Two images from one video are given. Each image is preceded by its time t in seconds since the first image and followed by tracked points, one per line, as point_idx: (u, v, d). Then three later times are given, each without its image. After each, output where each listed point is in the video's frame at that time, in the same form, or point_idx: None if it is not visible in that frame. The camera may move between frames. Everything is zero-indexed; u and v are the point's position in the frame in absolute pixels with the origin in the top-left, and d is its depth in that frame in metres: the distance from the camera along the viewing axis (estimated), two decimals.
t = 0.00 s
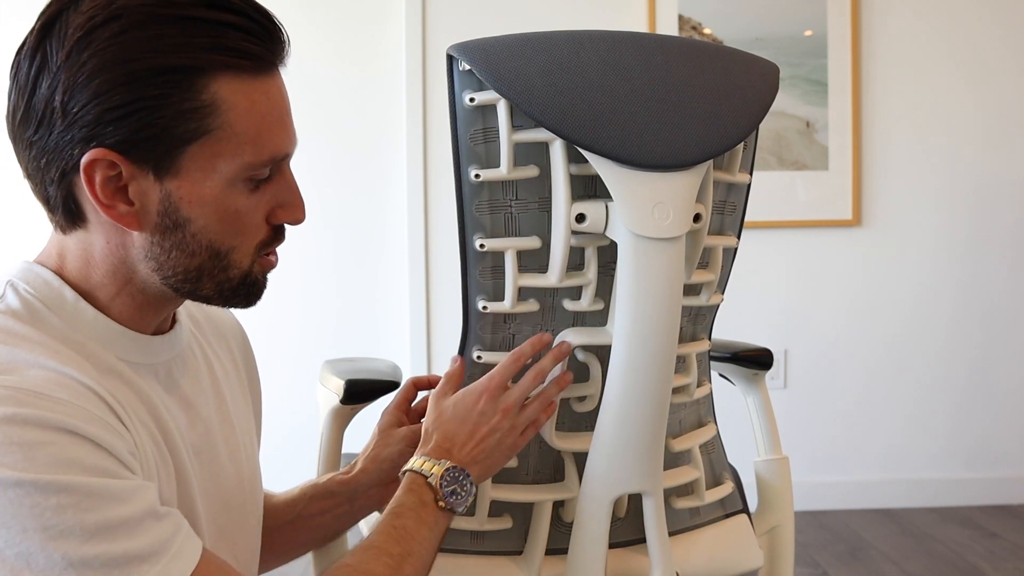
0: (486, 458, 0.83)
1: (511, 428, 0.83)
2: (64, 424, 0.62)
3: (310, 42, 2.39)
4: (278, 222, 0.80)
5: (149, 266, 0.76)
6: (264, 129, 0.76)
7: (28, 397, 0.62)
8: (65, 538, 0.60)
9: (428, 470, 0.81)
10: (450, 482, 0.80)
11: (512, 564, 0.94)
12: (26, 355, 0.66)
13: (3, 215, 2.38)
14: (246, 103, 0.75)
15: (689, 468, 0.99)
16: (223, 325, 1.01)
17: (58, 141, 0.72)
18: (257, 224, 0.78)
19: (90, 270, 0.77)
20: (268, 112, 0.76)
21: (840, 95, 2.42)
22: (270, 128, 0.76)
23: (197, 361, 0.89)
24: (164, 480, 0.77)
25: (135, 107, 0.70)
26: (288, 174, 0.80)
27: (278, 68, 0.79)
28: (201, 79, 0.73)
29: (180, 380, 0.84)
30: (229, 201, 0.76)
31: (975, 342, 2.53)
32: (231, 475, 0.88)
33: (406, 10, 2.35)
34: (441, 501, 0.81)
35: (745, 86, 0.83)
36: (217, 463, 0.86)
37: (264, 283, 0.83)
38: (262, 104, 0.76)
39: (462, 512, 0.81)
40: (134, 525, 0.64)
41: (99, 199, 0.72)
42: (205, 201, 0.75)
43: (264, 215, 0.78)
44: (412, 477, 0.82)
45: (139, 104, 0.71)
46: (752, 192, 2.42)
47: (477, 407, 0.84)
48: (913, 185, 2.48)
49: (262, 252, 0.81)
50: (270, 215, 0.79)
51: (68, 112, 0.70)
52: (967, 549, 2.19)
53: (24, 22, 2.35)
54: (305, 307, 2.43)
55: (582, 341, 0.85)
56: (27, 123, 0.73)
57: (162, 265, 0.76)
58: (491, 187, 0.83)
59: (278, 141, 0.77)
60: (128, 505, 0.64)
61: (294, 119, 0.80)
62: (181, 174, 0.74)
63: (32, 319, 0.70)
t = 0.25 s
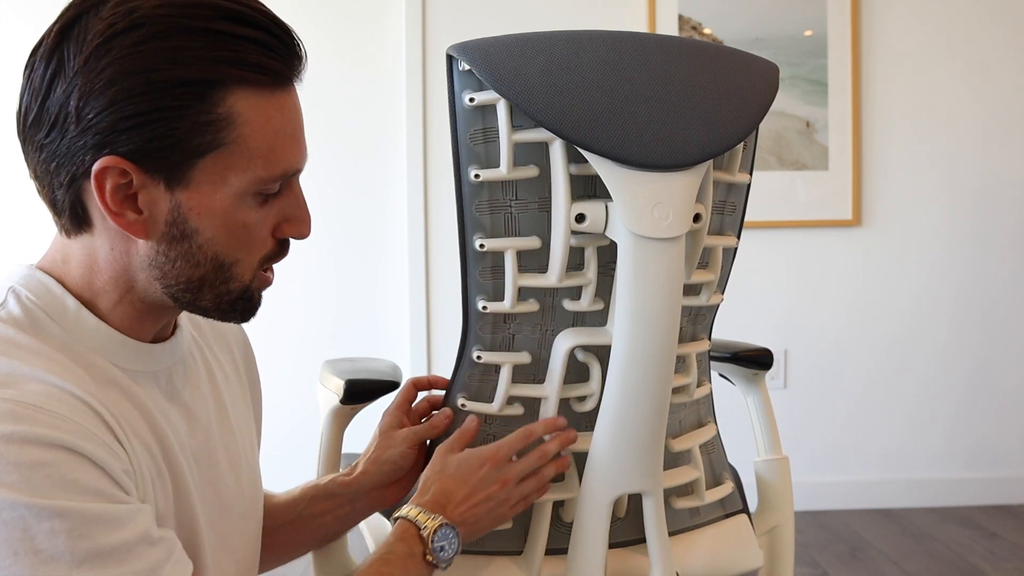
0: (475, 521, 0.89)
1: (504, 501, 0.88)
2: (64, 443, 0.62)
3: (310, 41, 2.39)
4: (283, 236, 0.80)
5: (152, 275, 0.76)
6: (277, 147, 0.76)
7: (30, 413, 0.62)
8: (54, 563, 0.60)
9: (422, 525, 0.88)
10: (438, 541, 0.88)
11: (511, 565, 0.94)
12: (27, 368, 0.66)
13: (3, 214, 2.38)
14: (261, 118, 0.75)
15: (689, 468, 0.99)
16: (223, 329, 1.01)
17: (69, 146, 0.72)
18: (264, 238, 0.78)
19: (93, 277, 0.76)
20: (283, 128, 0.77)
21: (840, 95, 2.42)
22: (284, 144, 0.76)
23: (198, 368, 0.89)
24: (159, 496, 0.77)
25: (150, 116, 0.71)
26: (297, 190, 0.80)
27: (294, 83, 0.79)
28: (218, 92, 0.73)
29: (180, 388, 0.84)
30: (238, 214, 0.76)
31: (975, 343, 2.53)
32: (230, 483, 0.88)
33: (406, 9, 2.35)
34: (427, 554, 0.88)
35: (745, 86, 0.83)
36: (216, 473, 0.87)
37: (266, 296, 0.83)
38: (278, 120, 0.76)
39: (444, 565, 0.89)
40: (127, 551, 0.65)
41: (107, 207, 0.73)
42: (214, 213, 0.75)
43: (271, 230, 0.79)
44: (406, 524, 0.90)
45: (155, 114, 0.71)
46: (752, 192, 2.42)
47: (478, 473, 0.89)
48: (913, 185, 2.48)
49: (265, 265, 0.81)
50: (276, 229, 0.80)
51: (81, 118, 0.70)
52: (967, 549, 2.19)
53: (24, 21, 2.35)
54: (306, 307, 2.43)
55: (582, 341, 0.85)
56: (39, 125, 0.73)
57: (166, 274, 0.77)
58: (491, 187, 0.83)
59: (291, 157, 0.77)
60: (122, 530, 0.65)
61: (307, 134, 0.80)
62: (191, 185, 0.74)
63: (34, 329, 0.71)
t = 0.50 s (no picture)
0: None
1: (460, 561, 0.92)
2: (55, 464, 0.62)
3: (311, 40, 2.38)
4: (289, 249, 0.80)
5: (156, 281, 0.76)
6: (290, 160, 0.76)
7: (23, 430, 0.62)
8: None
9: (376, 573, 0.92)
10: None
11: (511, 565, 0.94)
12: (20, 383, 0.66)
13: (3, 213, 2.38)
14: (275, 130, 0.75)
15: (689, 468, 0.99)
16: (227, 334, 1.02)
17: (80, 148, 0.72)
18: (270, 250, 0.78)
19: (98, 282, 0.76)
20: (296, 141, 0.77)
21: (840, 95, 2.42)
22: (296, 157, 0.76)
23: (199, 377, 0.89)
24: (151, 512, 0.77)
25: (163, 122, 0.71)
26: (307, 203, 0.80)
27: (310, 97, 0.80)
28: (234, 103, 0.73)
29: (180, 399, 0.84)
30: (245, 225, 0.76)
31: (975, 342, 2.53)
32: (228, 493, 0.88)
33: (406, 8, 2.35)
34: None
35: (745, 85, 0.83)
36: (214, 484, 0.86)
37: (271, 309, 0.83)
38: (292, 133, 0.76)
39: None
40: None
41: (114, 210, 0.72)
42: (221, 223, 0.75)
43: (277, 243, 0.79)
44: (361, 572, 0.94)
45: (168, 120, 0.71)
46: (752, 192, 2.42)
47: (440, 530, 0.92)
48: (912, 185, 2.47)
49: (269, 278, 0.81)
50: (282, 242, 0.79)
51: (95, 120, 0.70)
52: (967, 549, 2.19)
53: (24, 20, 2.35)
54: (306, 305, 2.43)
55: (581, 341, 0.85)
56: (51, 125, 0.73)
57: (170, 281, 0.76)
58: (491, 187, 0.83)
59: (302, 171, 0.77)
60: (105, 560, 0.64)
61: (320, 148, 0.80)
62: (200, 193, 0.74)
63: (35, 338, 0.71)
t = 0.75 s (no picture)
0: None
1: None
2: (52, 473, 0.62)
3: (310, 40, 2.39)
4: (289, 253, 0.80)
5: (158, 282, 0.76)
6: (294, 163, 0.76)
7: (21, 438, 0.62)
8: None
9: None
10: None
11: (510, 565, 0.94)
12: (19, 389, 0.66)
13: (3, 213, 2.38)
14: (280, 132, 0.76)
15: (689, 468, 0.99)
16: (227, 337, 1.02)
17: (85, 144, 0.71)
18: (269, 252, 0.78)
19: (98, 283, 0.76)
20: (300, 144, 0.77)
21: (840, 95, 2.42)
22: (300, 160, 0.77)
23: (199, 380, 0.90)
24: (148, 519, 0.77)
25: (170, 120, 0.71)
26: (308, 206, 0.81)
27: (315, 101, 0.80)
28: (241, 104, 0.74)
29: (178, 405, 0.84)
30: (247, 226, 0.76)
31: (975, 342, 2.53)
32: (226, 497, 0.88)
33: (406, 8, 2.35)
34: None
35: (744, 86, 0.83)
36: (212, 489, 0.86)
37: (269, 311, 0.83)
38: (296, 136, 0.77)
39: None
40: None
41: (118, 207, 0.72)
42: (224, 223, 0.75)
43: (277, 245, 0.79)
44: None
45: (175, 118, 0.71)
46: (752, 192, 2.42)
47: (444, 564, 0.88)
48: (912, 185, 2.47)
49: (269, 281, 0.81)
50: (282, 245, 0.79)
51: (102, 117, 0.70)
52: (967, 549, 2.19)
53: (25, 21, 2.35)
54: (306, 305, 2.43)
55: (580, 341, 0.85)
56: (56, 121, 0.73)
57: (171, 282, 0.76)
58: (490, 187, 0.83)
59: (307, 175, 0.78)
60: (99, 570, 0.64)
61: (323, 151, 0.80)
62: (204, 193, 0.74)
63: (31, 342, 0.71)
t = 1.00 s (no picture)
0: None
1: None
2: (58, 481, 0.61)
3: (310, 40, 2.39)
4: (224, 220, 0.71)
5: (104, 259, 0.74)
6: (207, 113, 0.69)
7: (29, 442, 0.60)
8: None
9: None
10: None
11: (510, 565, 0.94)
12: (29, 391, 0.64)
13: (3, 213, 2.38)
14: (192, 83, 0.69)
15: (689, 468, 0.99)
16: (240, 352, 1.03)
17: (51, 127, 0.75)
18: (195, 222, 0.70)
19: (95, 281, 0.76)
20: (214, 94, 0.70)
21: (840, 95, 2.42)
22: (211, 109, 0.69)
23: (209, 392, 0.90)
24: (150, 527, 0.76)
25: (92, 86, 0.71)
26: (245, 169, 0.71)
27: (257, 63, 0.74)
28: (151, 57, 0.70)
29: (188, 413, 0.84)
30: (159, 186, 0.69)
31: (975, 342, 2.52)
32: (227, 511, 0.88)
33: (405, 9, 2.35)
34: None
35: (743, 86, 0.83)
36: (214, 502, 0.86)
37: (218, 300, 0.74)
38: (211, 85, 0.70)
39: None
40: None
41: (58, 178, 0.73)
42: (135, 183, 0.69)
43: (204, 214, 0.70)
44: None
45: (95, 82, 0.71)
46: (752, 192, 2.42)
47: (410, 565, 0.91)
48: (913, 184, 2.47)
49: (207, 254, 0.71)
50: (211, 210, 0.71)
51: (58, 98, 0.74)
52: (967, 549, 2.19)
53: (25, 21, 2.35)
54: (306, 305, 2.43)
55: (580, 341, 0.85)
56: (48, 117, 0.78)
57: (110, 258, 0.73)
58: (489, 187, 0.83)
59: (222, 127, 0.70)
60: None
61: (266, 116, 0.73)
62: (119, 156, 0.70)
63: (48, 342, 0.70)
